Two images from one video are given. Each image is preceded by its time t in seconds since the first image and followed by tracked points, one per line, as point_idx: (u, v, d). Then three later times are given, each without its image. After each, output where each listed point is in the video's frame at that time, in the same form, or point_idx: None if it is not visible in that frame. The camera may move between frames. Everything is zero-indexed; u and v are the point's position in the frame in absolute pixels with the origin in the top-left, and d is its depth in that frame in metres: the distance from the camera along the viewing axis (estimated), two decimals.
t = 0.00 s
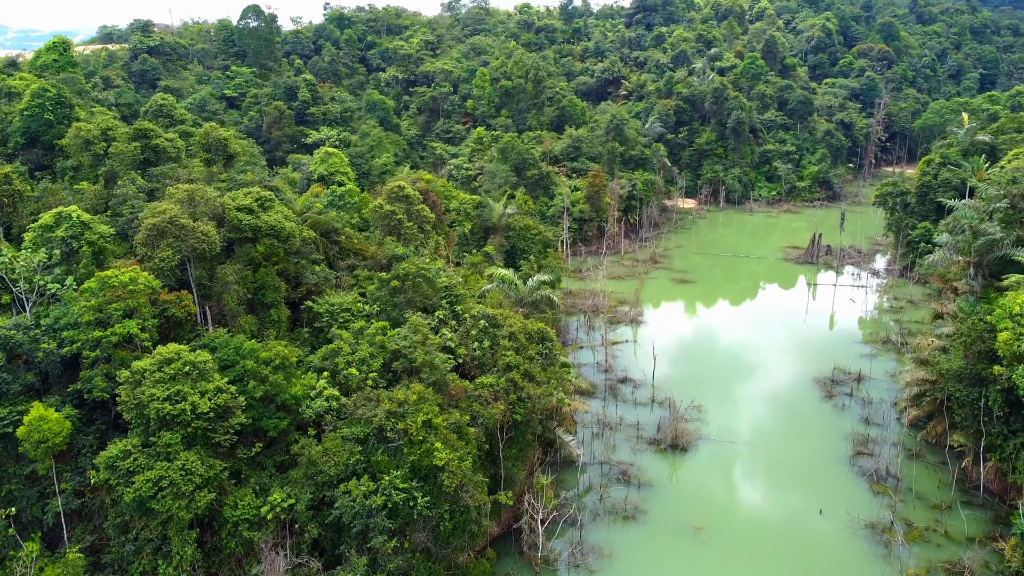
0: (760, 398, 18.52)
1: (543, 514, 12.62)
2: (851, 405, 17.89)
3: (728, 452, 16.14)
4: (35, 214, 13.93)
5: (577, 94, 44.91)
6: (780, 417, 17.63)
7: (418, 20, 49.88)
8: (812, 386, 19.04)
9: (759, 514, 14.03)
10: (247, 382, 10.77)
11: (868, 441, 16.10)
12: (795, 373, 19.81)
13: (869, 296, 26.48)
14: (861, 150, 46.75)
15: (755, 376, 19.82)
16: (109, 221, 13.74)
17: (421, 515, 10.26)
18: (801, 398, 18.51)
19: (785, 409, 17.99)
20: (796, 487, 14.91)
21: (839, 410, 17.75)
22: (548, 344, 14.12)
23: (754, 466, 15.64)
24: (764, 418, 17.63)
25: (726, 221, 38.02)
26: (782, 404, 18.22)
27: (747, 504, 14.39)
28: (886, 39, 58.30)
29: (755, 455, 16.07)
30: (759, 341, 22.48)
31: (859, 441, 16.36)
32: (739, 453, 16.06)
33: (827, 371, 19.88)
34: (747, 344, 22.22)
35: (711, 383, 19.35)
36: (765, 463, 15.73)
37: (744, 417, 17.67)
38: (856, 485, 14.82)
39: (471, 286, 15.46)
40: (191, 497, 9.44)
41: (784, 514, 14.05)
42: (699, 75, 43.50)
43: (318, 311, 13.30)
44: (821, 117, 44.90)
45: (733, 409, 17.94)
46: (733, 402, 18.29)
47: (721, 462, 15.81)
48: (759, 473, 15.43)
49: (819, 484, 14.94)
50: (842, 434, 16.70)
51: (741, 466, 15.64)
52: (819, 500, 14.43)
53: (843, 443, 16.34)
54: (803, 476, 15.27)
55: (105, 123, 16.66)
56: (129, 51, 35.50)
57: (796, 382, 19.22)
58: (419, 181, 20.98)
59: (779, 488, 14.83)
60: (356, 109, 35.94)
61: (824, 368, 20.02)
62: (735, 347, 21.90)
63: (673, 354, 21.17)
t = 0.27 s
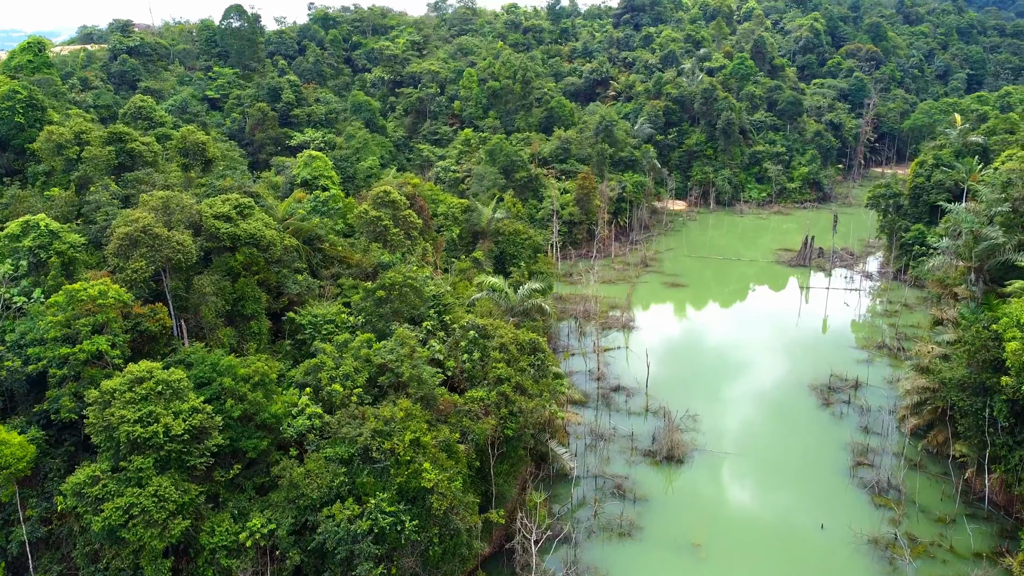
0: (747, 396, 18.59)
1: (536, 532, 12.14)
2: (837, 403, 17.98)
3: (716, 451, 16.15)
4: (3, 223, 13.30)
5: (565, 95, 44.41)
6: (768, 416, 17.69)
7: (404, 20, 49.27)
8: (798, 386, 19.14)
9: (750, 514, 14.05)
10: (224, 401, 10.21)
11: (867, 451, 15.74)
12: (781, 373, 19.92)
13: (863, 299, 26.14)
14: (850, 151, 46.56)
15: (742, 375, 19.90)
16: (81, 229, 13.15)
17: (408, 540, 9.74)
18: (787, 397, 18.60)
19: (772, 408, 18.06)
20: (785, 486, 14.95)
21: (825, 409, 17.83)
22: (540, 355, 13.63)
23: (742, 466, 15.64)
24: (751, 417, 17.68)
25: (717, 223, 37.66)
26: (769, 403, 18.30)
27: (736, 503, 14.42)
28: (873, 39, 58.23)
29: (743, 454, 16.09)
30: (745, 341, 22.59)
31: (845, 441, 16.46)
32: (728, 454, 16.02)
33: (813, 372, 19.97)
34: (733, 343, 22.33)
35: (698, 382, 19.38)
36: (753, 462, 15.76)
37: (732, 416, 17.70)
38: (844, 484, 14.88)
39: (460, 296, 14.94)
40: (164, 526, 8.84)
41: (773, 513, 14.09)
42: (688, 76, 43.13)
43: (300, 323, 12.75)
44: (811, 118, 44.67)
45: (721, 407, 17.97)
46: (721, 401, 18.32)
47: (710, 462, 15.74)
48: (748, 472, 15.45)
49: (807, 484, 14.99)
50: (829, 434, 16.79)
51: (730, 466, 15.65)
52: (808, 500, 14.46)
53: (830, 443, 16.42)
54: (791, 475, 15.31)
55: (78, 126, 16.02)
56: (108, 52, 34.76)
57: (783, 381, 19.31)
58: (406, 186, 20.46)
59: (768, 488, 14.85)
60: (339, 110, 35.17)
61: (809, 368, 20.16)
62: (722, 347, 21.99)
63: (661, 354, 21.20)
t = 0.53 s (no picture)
0: (735, 395, 18.65)
1: (531, 553, 11.64)
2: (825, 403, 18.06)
3: (705, 450, 16.15)
4: None
5: (555, 96, 43.95)
6: (756, 416, 17.74)
7: (392, 20, 48.68)
8: (786, 386, 19.22)
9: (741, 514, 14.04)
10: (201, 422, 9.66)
11: (870, 461, 15.30)
12: (769, 372, 20.00)
13: (859, 302, 25.74)
14: (842, 152, 46.31)
15: (730, 375, 19.96)
16: (54, 238, 12.56)
17: (398, 567, 9.22)
18: (775, 397, 18.67)
19: (761, 407, 18.11)
20: (774, 486, 14.98)
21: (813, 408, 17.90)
22: (533, 367, 13.14)
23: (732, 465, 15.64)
24: (740, 416, 17.72)
25: (709, 225, 37.27)
26: (757, 402, 18.36)
27: (725, 502, 14.43)
28: (864, 40, 58.04)
29: (732, 453, 16.10)
30: (733, 341, 22.67)
31: (833, 440, 16.53)
32: (717, 454, 16.01)
33: (801, 372, 20.05)
34: (722, 343, 22.43)
35: (687, 382, 19.42)
36: (742, 461, 15.77)
37: (721, 415, 17.72)
38: (832, 484, 14.92)
39: (450, 305, 14.44)
40: (138, 557, 8.25)
41: (764, 512, 14.11)
42: (679, 76, 42.77)
43: (283, 335, 12.22)
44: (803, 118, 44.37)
45: (710, 406, 18.00)
46: (710, 400, 18.35)
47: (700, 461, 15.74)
48: (737, 472, 15.46)
49: (796, 483, 15.02)
50: (817, 433, 16.84)
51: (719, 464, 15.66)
52: (797, 499, 14.48)
53: (819, 442, 16.47)
54: (780, 475, 15.34)
55: (51, 129, 15.43)
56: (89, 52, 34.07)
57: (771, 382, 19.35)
58: (394, 190, 19.94)
59: (757, 488, 14.85)
60: (326, 111, 34.60)
61: (796, 368, 20.28)
62: (711, 347, 22.05)
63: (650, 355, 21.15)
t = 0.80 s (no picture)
0: (727, 395, 18.68)
1: None
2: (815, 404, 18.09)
3: (697, 450, 16.15)
4: None
5: (547, 97, 43.48)
6: (748, 415, 17.76)
7: (381, 20, 48.10)
8: (777, 385, 19.27)
9: (734, 513, 14.05)
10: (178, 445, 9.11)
11: (874, 474, 14.88)
12: (760, 372, 20.04)
13: (857, 307, 25.33)
14: (835, 153, 46.02)
15: (722, 376, 19.94)
16: (26, 247, 12.01)
17: None
18: (766, 396, 18.69)
19: (752, 407, 18.13)
20: (766, 486, 14.99)
21: (804, 408, 17.92)
22: (528, 380, 12.64)
23: (724, 464, 15.66)
24: (732, 416, 17.72)
25: (703, 227, 36.84)
26: (748, 402, 18.39)
27: (718, 501, 14.42)
28: (856, 40, 57.80)
29: (724, 453, 16.08)
30: (724, 341, 22.71)
31: (824, 439, 16.55)
32: (709, 453, 16.01)
33: (792, 373, 20.08)
34: (713, 343, 22.47)
35: (679, 383, 19.42)
36: (734, 461, 15.77)
37: (713, 415, 17.72)
38: (824, 484, 14.94)
39: (442, 316, 13.92)
40: None
41: (757, 512, 14.12)
42: (672, 76, 42.39)
43: (267, 348, 11.68)
44: (796, 119, 44.05)
45: (701, 406, 18.00)
46: (702, 400, 18.36)
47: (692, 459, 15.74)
48: (729, 471, 15.46)
49: (788, 483, 15.03)
50: (808, 432, 16.87)
51: (711, 464, 15.66)
52: (790, 499, 14.48)
53: (810, 442, 16.50)
54: (772, 475, 15.34)
55: (26, 132, 14.85)
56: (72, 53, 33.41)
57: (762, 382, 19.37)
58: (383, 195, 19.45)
59: (749, 487, 14.88)
60: (314, 113, 34.05)
61: (786, 369, 20.33)
62: (702, 347, 22.07)
63: (642, 356, 21.04)
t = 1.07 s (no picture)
0: (717, 395, 18.69)
1: None
2: (805, 404, 18.14)
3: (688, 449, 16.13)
4: None
5: (538, 98, 42.96)
6: (738, 414, 17.78)
7: (370, 20, 47.48)
8: (766, 384, 19.30)
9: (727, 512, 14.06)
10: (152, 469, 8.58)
11: (879, 486, 14.44)
12: (751, 373, 20.07)
13: (855, 311, 24.91)
14: (829, 154, 45.76)
15: (712, 376, 19.95)
16: None
17: None
18: (756, 396, 18.71)
19: (742, 406, 18.15)
20: (757, 485, 14.98)
21: (794, 408, 17.95)
22: (523, 394, 12.11)
23: (715, 463, 15.67)
24: (722, 416, 17.72)
25: (696, 229, 36.43)
26: (739, 402, 18.40)
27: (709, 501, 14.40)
28: (848, 41, 57.59)
29: (715, 452, 16.08)
30: (715, 341, 22.73)
31: (814, 439, 16.58)
32: (700, 452, 16.01)
33: (782, 373, 20.07)
34: (704, 342, 22.50)
35: (669, 383, 19.42)
36: (725, 460, 15.76)
37: (704, 415, 17.71)
38: (815, 484, 14.93)
39: (432, 327, 13.38)
40: None
41: (749, 511, 14.12)
42: (664, 77, 42.00)
43: (248, 363, 11.14)
44: (790, 120, 43.72)
45: (692, 406, 17.99)
46: (692, 400, 18.36)
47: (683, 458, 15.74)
48: (720, 471, 15.45)
49: (779, 483, 15.03)
50: (798, 432, 16.88)
51: (702, 463, 15.63)
52: (781, 499, 14.47)
53: (800, 441, 16.51)
54: (763, 474, 15.35)
55: None
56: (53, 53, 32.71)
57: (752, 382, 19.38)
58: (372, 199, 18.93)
59: (741, 485, 14.90)
60: (302, 114, 33.47)
61: (776, 368, 20.38)
62: (692, 347, 22.09)
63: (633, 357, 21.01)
